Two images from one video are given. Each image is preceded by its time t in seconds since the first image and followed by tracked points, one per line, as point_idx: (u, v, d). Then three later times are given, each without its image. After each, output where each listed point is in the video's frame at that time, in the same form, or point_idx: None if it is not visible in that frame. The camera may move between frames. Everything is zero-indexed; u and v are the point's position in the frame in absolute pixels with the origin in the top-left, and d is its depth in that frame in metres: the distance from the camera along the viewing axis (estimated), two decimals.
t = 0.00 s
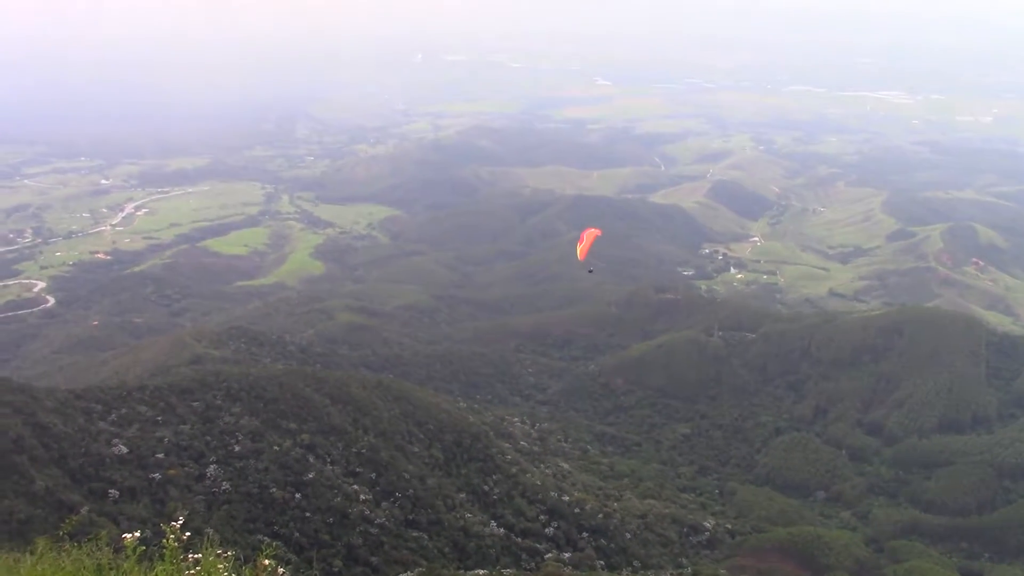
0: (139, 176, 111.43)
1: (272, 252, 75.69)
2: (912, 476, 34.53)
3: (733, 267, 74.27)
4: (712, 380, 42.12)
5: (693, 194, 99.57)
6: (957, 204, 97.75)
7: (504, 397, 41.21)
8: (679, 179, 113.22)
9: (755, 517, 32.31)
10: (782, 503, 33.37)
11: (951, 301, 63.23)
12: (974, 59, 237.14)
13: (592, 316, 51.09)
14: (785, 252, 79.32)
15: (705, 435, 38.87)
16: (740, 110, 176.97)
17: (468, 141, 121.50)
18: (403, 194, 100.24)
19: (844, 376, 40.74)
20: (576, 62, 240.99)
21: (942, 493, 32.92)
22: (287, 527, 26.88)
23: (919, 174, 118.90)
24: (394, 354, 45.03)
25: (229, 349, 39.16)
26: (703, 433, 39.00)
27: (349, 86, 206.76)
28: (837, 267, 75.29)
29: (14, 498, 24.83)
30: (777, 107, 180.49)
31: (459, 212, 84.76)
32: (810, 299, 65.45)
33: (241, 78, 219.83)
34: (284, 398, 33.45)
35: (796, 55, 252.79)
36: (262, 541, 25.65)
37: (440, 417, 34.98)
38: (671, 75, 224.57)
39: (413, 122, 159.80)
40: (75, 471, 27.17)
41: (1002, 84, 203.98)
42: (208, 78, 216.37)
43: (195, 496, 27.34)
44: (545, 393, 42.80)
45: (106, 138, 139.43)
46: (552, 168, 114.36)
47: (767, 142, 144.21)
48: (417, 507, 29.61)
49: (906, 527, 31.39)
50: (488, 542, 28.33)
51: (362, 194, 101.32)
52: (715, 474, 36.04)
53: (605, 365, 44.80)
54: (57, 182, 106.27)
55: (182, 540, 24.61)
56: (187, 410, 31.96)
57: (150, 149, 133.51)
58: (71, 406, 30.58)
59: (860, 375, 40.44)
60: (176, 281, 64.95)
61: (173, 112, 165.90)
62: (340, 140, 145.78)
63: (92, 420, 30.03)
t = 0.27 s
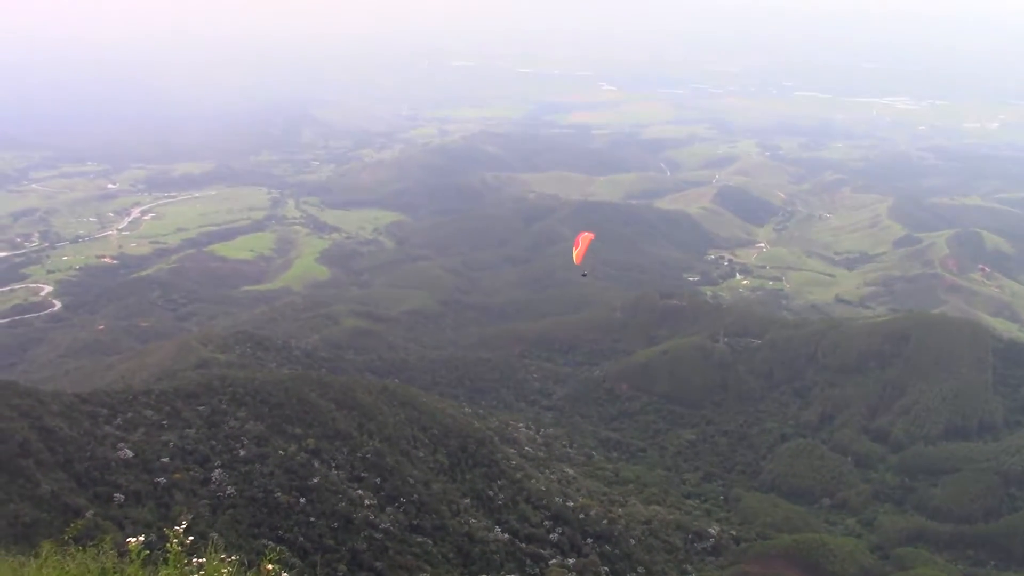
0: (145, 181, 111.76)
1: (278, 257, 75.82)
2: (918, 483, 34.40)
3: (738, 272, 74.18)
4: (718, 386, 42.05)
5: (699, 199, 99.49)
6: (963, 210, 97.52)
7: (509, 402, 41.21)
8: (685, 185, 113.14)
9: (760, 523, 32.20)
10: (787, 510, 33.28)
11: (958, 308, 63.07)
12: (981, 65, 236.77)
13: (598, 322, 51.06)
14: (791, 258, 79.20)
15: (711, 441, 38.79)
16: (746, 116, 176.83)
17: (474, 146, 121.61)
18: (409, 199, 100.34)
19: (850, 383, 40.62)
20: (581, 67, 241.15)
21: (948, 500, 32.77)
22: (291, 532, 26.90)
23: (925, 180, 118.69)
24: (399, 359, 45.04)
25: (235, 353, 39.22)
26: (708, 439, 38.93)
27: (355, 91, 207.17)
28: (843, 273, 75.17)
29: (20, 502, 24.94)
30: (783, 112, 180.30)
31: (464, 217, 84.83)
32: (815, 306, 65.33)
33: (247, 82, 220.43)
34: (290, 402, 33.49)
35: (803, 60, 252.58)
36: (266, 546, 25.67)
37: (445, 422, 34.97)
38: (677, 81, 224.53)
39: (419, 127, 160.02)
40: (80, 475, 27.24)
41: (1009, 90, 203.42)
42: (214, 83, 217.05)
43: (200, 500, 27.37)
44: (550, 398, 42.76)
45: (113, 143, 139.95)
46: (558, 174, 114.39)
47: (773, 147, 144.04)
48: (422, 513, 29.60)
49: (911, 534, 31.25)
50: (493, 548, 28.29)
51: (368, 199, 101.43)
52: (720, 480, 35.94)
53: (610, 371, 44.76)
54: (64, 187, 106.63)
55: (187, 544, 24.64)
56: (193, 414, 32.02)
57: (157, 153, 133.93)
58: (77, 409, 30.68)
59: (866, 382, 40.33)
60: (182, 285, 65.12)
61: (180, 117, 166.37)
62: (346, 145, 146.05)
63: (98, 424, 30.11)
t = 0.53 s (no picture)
0: (146, 185, 111.84)
1: (279, 261, 75.85)
2: (918, 490, 34.33)
3: (739, 278, 74.21)
4: (718, 391, 42.00)
5: (700, 204, 99.53)
6: (964, 216, 97.57)
7: (509, 407, 41.19)
8: (685, 190, 113.28)
9: (760, 530, 32.14)
10: (787, 516, 33.22)
11: (958, 314, 63.08)
12: (982, 71, 237.08)
13: (598, 327, 51.03)
14: (792, 264, 79.21)
15: (711, 447, 38.73)
16: (747, 122, 176.99)
17: (475, 151, 121.71)
18: (410, 203, 100.40)
19: (851, 389, 40.58)
20: (582, 73, 241.44)
21: (948, 506, 32.70)
22: (291, 536, 26.89)
23: (926, 187, 118.73)
24: (399, 364, 45.01)
25: (235, 358, 39.20)
26: (709, 445, 38.88)
27: (357, 95, 207.41)
28: (843, 279, 75.18)
29: (20, 506, 24.94)
30: (784, 118, 180.48)
31: (465, 222, 84.89)
32: (816, 312, 65.33)
33: (250, 87, 220.96)
34: (290, 407, 33.48)
35: (803, 66, 252.90)
36: (266, 551, 25.66)
37: (445, 427, 34.92)
38: (678, 86, 224.83)
39: (421, 132, 160.23)
40: (80, 479, 27.25)
41: (1010, 97, 203.65)
42: (216, 87, 217.38)
43: (200, 504, 27.36)
44: (550, 403, 42.73)
45: (115, 147, 140.15)
46: (559, 179, 114.45)
47: (774, 153, 144.16)
48: (422, 518, 29.57)
49: (912, 541, 31.17)
50: (492, 554, 28.25)
51: (369, 204, 101.46)
52: (720, 486, 35.88)
53: (611, 376, 44.72)
54: (65, 190, 106.69)
55: (186, 549, 24.62)
56: (193, 419, 32.02)
57: (158, 157, 134.08)
58: (77, 413, 30.68)
59: (867, 388, 40.28)
60: (182, 290, 65.14)
61: (182, 121, 166.61)
62: (347, 149, 146.20)
63: (97, 428, 30.12)
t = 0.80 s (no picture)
0: (145, 191, 111.82)
1: (278, 267, 75.87)
2: (918, 494, 34.31)
3: (737, 282, 74.26)
4: (718, 395, 42.00)
5: (698, 208, 99.60)
6: (962, 220, 97.65)
7: (509, 412, 41.16)
8: (684, 195, 113.29)
9: (760, 534, 32.10)
10: (787, 520, 33.18)
11: (957, 318, 63.14)
12: (979, 75, 237.49)
13: (597, 331, 51.07)
14: (790, 268, 79.29)
15: (710, 451, 38.68)
16: (745, 126, 177.17)
17: (473, 156, 121.82)
18: (409, 208, 100.42)
19: (850, 392, 40.58)
20: (580, 78, 241.84)
21: (948, 510, 32.70)
22: (290, 542, 26.90)
23: (924, 191, 118.84)
24: (398, 369, 45.03)
25: (234, 363, 39.23)
26: (708, 449, 38.83)
27: (355, 101, 207.57)
28: (842, 283, 75.18)
29: (19, 513, 24.93)
30: (782, 123, 180.69)
31: (464, 228, 84.96)
32: (814, 316, 65.38)
33: (248, 92, 221.17)
34: (289, 412, 33.48)
35: (801, 70, 253.26)
36: (265, 557, 25.65)
37: (443, 432, 34.90)
38: (676, 91, 225.06)
39: (420, 138, 160.38)
40: (78, 485, 27.23)
41: (1008, 101, 203.97)
42: (215, 93, 217.43)
43: (198, 510, 27.34)
44: (549, 408, 42.75)
45: (113, 153, 140.19)
46: (557, 184, 114.49)
47: (772, 157, 144.29)
48: (421, 523, 29.54)
49: (911, 545, 31.14)
50: (492, 559, 28.22)
51: (368, 209, 101.50)
52: (720, 491, 35.83)
53: (610, 381, 44.77)
54: (64, 197, 106.69)
55: (185, 555, 24.60)
56: (192, 425, 32.00)
57: (157, 163, 134.10)
58: (76, 420, 30.67)
59: (866, 391, 40.30)
60: (181, 296, 65.15)
61: (180, 127, 166.65)
62: (346, 155, 146.32)
63: (97, 434, 30.11)
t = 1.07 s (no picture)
0: (142, 195, 111.70)
1: (275, 271, 75.85)
2: (915, 497, 34.31)
3: (735, 286, 74.30)
4: (715, 400, 42.00)
5: (695, 213, 99.66)
6: (958, 224, 97.77)
7: (506, 416, 41.15)
8: (681, 199, 113.39)
9: (757, 538, 32.05)
10: (785, 524, 33.17)
11: (954, 322, 63.18)
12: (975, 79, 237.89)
13: (594, 336, 51.07)
14: (788, 272, 79.36)
15: (708, 455, 38.67)
16: (742, 130, 177.36)
17: (471, 160, 121.87)
18: (406, 212, 100.44)
19: (848, 396, 40.60)
20: (578, 82, 242.04)
21: (945, 514, 32.72)
22: (287, 546, 26.87)
23: (921, 195, 118.99)
24: (396, 373, 45.01)
25: (231, 368, 39.18)
26: (706, 453, 38.82)
27: (352, 105, 207.54)
28: (839, 288, 75.24)
29: (15, 518, 24.90)
30: (779, 127, 180.90)
31: (461, 232, 84.97)
32: (812, 320, 65.43)
33: (245, 96, 221.05)
34: (286, 417, 33.44)
35: (798, 75, 253.62)
36: (262, 561, 25.60)
37: (441, 436, 34.89)
38: (673, 95, 225.20)
39: (417, 142, 160.46)
40: (75, 489, 27.20)
41: (1003, 105, 204.45)
42: (212, 97, 217.32)
43: (195, 515, 27.32)
44: (546, 412, 42.74)
45: (110, 157, 140.04)
46: (554, 188, 114.56)
47: (769, 161, 144.40)
48: (418, 527, 29.52)
49: (908, 549, 31.12)
50: (489, 563, 28.19)
51: (365, 213, 101.48)
52: (717, 495, 35.80)
53: (607, 385, 44.77)
54: (60, 201, 106.56)
55: (182, 559, 24.56)
56: (189, 429, 31.97)
57: (154, 167, 133.98)
58: (72, 424, 30.63)
59: (863, 395, 40.33)
60: (178, 300, 65.10)
61: (177, 131, 166.61)
62: (343, 159, 146.39)
63: (93, 438, 30.06)
